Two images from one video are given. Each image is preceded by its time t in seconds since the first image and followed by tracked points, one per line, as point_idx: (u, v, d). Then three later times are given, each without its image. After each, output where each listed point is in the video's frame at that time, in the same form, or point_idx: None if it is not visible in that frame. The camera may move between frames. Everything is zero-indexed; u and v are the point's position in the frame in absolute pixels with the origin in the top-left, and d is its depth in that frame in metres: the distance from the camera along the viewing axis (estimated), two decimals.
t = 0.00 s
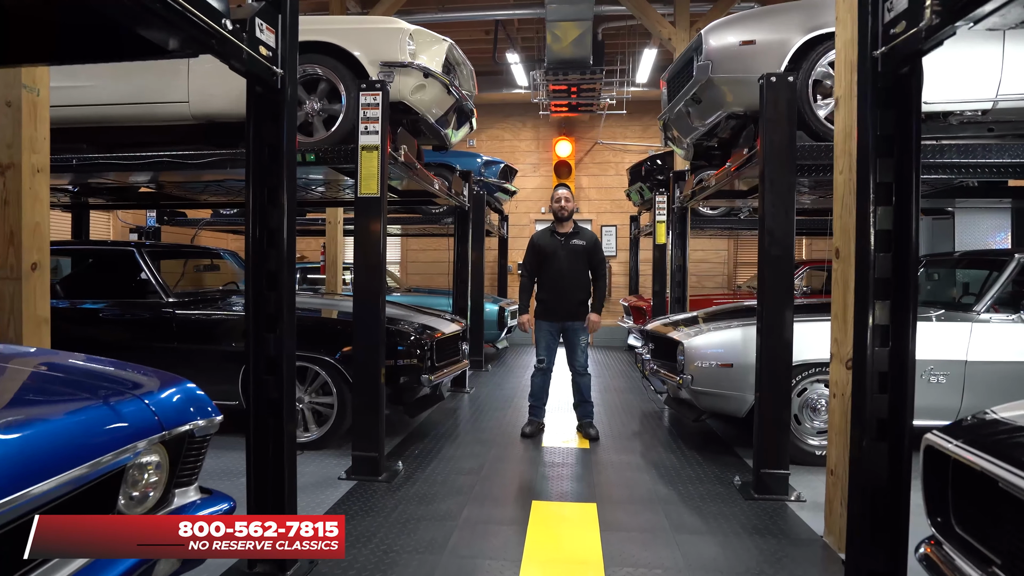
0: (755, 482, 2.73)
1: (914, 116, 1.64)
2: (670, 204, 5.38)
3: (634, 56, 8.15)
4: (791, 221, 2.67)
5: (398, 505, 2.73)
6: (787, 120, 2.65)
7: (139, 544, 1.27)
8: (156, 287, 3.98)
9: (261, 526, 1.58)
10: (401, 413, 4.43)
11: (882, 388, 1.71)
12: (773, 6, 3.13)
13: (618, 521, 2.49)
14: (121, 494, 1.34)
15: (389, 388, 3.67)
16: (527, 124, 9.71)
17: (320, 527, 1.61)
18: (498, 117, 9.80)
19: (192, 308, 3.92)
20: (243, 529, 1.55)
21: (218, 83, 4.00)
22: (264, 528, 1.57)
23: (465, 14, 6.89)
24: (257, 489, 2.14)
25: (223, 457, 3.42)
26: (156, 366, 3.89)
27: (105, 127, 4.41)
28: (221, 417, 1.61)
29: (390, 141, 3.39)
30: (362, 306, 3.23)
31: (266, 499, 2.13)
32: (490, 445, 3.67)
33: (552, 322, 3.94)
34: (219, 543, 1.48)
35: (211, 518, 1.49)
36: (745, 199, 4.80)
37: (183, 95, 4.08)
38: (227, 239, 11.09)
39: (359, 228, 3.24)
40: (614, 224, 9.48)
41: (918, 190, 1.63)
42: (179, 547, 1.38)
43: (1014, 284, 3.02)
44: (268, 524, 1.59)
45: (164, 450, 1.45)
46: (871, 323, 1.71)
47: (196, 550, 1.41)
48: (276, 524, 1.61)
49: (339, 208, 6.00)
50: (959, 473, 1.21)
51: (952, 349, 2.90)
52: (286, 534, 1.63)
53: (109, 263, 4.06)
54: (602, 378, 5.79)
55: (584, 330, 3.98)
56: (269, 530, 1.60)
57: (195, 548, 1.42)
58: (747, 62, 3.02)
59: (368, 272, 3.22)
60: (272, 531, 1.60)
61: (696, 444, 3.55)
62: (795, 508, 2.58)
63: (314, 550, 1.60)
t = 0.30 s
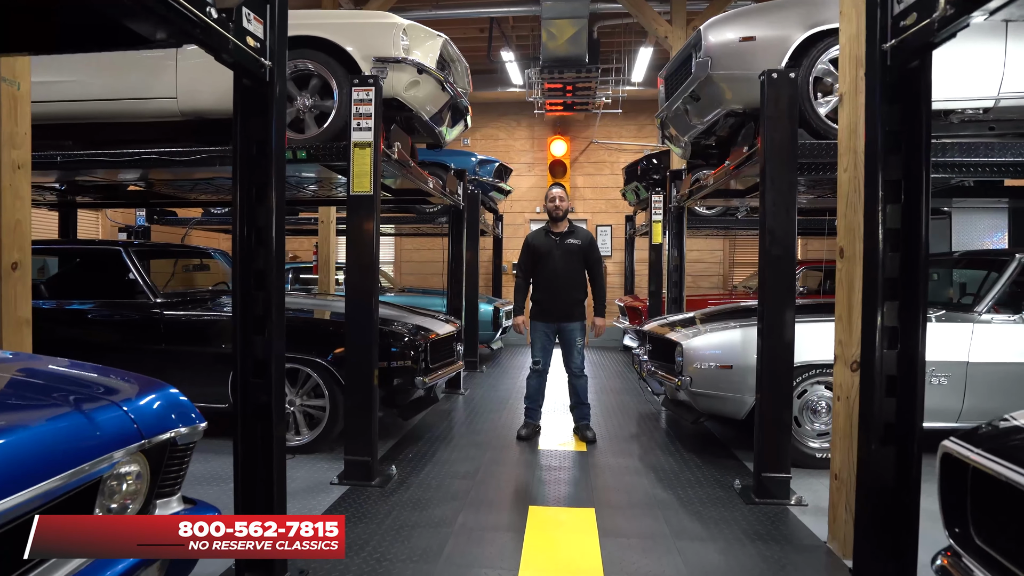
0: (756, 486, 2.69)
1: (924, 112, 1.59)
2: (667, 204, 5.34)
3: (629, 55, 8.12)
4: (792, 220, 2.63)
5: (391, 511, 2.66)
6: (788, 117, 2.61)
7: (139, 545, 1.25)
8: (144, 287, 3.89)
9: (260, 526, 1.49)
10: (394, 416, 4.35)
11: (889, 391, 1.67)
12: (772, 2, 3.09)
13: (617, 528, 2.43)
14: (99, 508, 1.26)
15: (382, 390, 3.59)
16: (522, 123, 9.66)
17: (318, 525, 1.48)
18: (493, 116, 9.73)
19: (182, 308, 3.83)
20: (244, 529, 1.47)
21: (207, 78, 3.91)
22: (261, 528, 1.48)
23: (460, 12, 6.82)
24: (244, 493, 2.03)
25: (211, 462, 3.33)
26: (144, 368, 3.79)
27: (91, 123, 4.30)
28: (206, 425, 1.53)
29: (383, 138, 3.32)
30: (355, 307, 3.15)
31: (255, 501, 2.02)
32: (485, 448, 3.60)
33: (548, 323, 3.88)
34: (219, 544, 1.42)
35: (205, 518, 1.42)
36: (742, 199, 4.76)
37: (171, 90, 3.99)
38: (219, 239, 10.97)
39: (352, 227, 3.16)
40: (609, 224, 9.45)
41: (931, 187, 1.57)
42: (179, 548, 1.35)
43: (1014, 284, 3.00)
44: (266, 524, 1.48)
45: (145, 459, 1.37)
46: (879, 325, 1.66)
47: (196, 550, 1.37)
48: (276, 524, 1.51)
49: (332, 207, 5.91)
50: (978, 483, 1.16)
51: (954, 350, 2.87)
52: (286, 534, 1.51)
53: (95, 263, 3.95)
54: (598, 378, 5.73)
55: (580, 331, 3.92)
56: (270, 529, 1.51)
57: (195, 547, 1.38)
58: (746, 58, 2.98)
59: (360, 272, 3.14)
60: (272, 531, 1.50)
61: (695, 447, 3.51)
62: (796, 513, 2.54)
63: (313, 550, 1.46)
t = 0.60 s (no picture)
0: (758, 490, 2.64)
1: (935, 109, 1.55)
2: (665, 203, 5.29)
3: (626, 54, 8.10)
4: (795, 219, 2.58)
5: (386, 517, 2.60)
6: (791, 114, 2.57)
7: (134, 545, 1.22)
8: (133, 288, 3.80)
9: (253, 525, 1.42)
10: (389, 418, 4.28)
11: (899, 395, 1.62)
12: None
13: (618, 534, 2.37)
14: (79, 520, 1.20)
15: (377, 393, 3.52)
16: (518, 122, 9.61)
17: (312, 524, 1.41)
18: (488, 115, 9.68)
19: (173, 309, 3.76)
20: (238, 528, 1.41)
21: (198, 74, 3.83)
22: (254, 528, 1.41)
23: (456, 9, 6.77)
24: (233, 496, 1.94)
25: (202, 467, 3.25)
26: (133, 370, 3.71)
27: (78, 120, 4.21)
28: (191, 432, 1.47)
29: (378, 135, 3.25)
30: (348, 309, 3.08)
31: (244, 508, 1.95)
32: (482, 451, 3.54)
33: (545, 323, 3.83)
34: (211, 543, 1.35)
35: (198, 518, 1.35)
36: (740, 198, 4.73)
37: (161, 86, 3.91)
38: (211, 238, 10.85)
39: (346, 225, 3.10)
40: (606, 224, 9.41)
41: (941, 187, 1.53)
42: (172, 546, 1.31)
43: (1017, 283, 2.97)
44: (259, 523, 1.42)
45: (127, 468, 1.30)
46: (889, 326, 1.61)
47: (191, 550, 1.32)
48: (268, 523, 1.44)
49: (326, 206, 5.84)
50: (1000, 492, 1.11)
51: (957, 350, 2.84)
52: (279, 534, 1.45)
53: (83, 263, 3.86)
54: (595, 379, 5.69)
55: (578, 331, 3.87)
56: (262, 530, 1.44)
57: (187, 547, 1.33)
58: (747, 54, 2.94)
59: (354, 272, 3.08)
60: (265, 531, 1.44)
61: (695, 450, 3.46)
62: (800, 517, 2.50)
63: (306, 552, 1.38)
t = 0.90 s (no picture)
0: (761, 494, 2.60)
1: (950, 103, 1.50)
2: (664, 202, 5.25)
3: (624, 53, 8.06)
4: (799, 217, 2.54)
5: (382, 523, 2.53)
6: (795, 111, 2.52)
7: (108, 543, 1.14)
8: (123, 288, 3.70)
9: (218, 524, 1.33)
10: (384, 421, 4.21)
11: (911, 399, 1.57)
12: None
13: (619, 540, 2.32)
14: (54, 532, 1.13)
15: (372, 395, 3.45)
16: (515, 121, 9.56)
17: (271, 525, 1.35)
18: (485, 113, 9.63)
19: (163, 309, 3.67)
20: (201, 530, 1.31)
21: (189, 69, 3.75)
22: (220, 527, 1.32)
23: (453, 6, 6.70)
24: (222, 500, 1.86)
25: (193, 470, 3.18)
26: (122, 371, 3.62)
27: (66, 116, 4.12)
28: (175, 439, 1.41)
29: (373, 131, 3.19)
30: (342, 309, 3.01)
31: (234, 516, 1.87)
32: (480, 454, 3.48)
33: (544, 324, 3.77)
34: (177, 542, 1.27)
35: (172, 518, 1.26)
36: (740, 198, 4.69)
37: (151, 82, 3.83)
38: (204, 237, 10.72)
39: (341, 224, 3.03)
40: (603, 223, 9.36)
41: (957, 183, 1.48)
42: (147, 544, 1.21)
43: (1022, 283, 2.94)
44: (223, 523, 1.33)
45: (107, 478, 1.23)
46: (902, 327, 1.56)
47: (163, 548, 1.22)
48: (230, 523, 1.34)
49: (321, 205, 5.76)
50: None
51: (962, 351, 2.80)
52: (241, 533, 1.36)
53: (71, 262, 3.76)
54: (593, 380, 5.63)
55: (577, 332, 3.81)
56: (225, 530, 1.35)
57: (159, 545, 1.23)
58: (749, 50, 2.89)
59: (349, 271, 3.01)
60: (227, 531, 1.34)
61: (696, 452, 3.41)
62: (805, 522, 2.44)
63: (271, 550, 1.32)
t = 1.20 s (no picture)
0: (764, 497, 2.55)
1: (964, 95, 1.44)
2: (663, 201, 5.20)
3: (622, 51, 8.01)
4: (802, 216, 2.49)
5: (377, 528, 2.47)
6: (799, 106, 2.47)
7: (98, 543, 1.10)
8: (113, 287, 3.62)
9: (209, 524, 1.30)
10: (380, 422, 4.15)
11: (923, 402, 1.51)
12: None
13: (620, 546, 2.26)
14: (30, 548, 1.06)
15: (368, 397, 3.39)
16: (512, 120, 9.50)
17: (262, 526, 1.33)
18: (482, 112, 9.57)
19: (154, 309, 3.59)
20: (193, 529, 1.27)
21: (180, 64, 3.68)
22: (212, 526, 1.29)
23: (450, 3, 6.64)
24: (211, 508, 1.80)
25: (184, 474, 3.10)
26: (112, 373, 3.55)
27: (54, 112, 4.03)
28: (159, 446, 1.35)
29: (368, 128, 3.12)
30: (337, 309, 2.94)
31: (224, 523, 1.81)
32: (477, 456, 3.42)
33: (542, 324, 3.72)
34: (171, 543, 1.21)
35: (164, 517, 1.20)
36: (739, 196, 4.65)
37: (142, 77, 3.75)
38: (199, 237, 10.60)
39: (335, 222, 2.96)
40: (601, 223, 9.32)
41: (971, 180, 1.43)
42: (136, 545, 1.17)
43: None
44: (215, 522, 1.29)
45: (86, 488, 1.16)
46: (915, 328, 1.50)
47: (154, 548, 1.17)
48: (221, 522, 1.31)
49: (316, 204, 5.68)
50: None
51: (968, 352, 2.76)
52: (231, 533, 1.33)
53: (60, 261, 3.67)
54: (591, 381, 5.59)
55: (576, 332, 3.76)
56: (215, 530, 1.32)
57: (151, 544, 1.18)
58: (751, 45, 2.85)
59: (344, 270, 2.95)
60: (218, 531, 1.31)
61: (697, 454, 3.36)
62: (809, 526, 2.40)
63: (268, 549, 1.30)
